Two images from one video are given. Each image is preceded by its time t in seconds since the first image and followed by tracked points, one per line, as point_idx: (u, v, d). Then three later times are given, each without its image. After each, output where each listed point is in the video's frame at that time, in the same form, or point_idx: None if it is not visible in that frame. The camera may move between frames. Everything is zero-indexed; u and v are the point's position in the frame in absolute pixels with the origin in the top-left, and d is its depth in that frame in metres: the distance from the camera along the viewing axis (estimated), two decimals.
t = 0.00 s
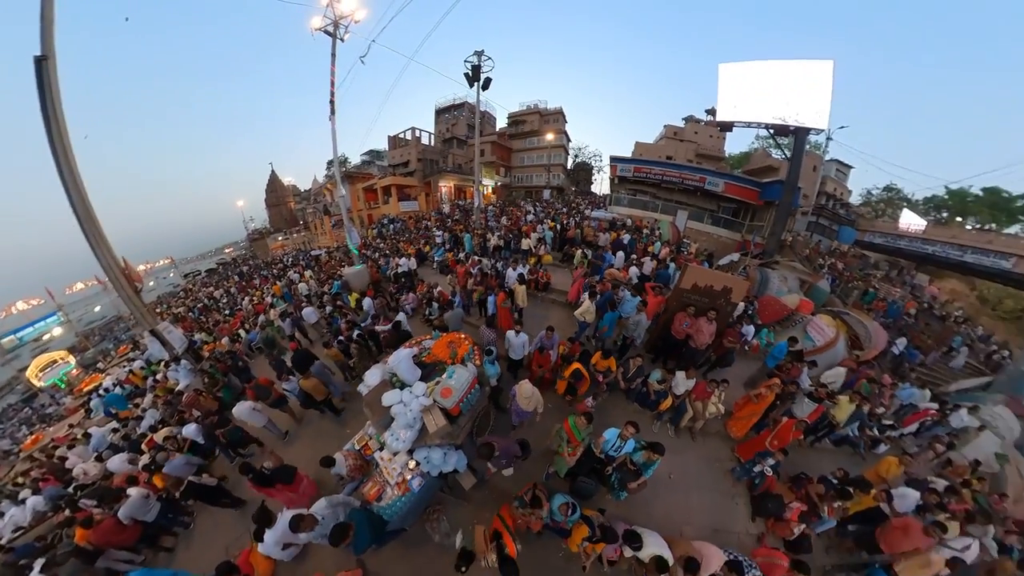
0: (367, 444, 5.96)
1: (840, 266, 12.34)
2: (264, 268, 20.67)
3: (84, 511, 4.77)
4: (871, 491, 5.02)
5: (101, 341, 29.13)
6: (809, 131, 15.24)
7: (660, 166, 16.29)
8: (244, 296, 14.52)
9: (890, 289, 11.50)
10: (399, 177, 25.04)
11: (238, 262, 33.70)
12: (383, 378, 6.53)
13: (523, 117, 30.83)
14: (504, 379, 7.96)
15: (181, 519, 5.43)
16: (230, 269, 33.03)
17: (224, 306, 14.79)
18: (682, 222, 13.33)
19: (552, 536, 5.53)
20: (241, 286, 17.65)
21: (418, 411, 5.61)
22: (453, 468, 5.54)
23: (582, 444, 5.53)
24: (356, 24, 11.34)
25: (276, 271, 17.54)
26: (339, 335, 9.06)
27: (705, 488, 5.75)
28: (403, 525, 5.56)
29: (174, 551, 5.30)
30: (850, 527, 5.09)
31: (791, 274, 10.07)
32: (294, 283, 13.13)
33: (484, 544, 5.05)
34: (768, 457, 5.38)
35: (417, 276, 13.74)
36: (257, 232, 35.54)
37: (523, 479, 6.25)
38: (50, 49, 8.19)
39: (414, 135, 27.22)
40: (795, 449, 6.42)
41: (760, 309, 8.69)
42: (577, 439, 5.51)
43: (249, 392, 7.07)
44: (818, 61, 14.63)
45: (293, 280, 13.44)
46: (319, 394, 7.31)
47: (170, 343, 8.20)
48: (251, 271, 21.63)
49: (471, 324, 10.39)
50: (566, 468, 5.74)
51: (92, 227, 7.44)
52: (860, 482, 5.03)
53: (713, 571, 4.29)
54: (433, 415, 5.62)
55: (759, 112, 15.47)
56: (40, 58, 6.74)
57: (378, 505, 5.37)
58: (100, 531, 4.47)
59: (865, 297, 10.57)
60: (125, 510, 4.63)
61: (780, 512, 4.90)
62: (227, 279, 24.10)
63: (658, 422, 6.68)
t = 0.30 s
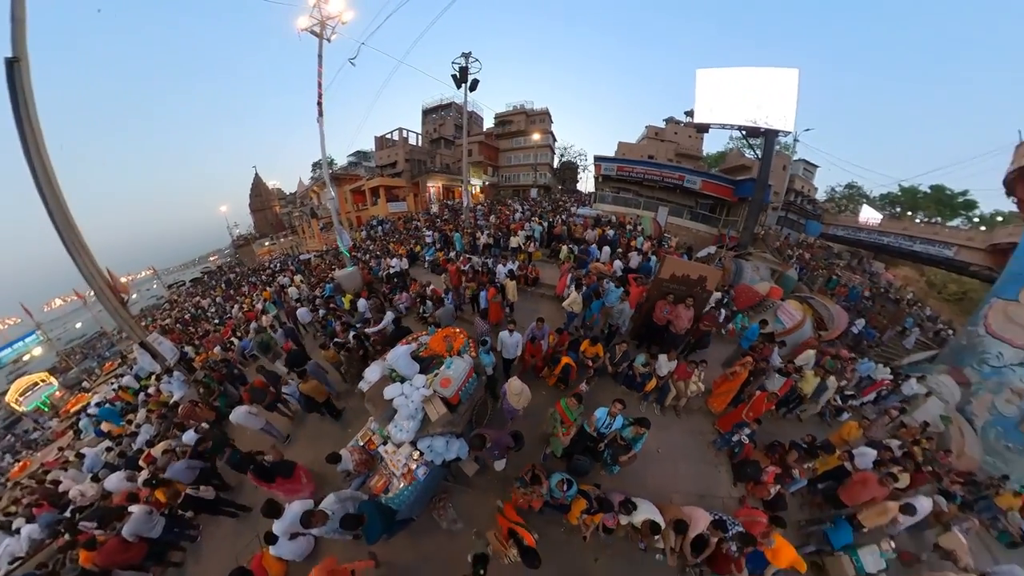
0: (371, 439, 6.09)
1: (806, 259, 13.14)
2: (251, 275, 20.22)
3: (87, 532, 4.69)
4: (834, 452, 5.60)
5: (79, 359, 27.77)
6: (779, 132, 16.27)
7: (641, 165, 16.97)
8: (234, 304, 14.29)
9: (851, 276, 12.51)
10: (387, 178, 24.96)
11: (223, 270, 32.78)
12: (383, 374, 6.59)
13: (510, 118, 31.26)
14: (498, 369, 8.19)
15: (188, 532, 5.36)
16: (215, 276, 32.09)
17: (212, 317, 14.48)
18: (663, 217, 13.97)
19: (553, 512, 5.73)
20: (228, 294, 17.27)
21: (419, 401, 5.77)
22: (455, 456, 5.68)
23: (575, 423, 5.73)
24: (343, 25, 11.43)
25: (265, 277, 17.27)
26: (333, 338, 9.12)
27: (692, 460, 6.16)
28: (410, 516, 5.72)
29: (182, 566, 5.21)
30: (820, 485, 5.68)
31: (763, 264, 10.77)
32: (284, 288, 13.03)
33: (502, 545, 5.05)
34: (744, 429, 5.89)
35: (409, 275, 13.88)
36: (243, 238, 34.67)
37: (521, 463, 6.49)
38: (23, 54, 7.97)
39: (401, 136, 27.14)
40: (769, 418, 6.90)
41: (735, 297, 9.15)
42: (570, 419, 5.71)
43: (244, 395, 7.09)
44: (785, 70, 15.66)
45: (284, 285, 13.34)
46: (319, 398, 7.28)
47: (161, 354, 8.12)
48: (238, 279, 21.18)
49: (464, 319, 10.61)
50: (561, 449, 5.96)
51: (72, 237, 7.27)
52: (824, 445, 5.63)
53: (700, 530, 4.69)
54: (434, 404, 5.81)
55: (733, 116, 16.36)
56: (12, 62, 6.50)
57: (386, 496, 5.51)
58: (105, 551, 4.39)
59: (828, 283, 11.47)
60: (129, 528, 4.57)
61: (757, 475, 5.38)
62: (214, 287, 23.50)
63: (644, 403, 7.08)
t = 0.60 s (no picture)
0: (375, 431, 6.29)
1: (776, 247, 14.36)
2: (237, 283, 19.84)
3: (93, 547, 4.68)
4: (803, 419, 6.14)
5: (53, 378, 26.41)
6: (751, 133, 17.25)
7: (624, 164, 17.64)
8: (223, 312, 14.08)
9: (817, 265, 13.49)
10: (374, 179, 24.92)
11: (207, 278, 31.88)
12: (382, 369, 6.85)
13: (496, 118, 31.63)
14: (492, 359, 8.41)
15: (195, 543, 5.34)
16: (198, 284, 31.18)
17: (200, 326, 14.17)
18: (645, 213, 14.61)
19: (553, 489, 5.92)
20: (214, 303, 16.87)
21: (419, 391, 6.01)
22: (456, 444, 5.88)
23: (566, 402, 5.82)
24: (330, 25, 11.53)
25: (253, 284, 17.01)
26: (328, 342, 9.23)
27: (676, 433, 6.46)
28: (417, 504, 5.77)
29: None
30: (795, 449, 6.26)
31: (738, 255, 11.47)
32: (275, 293, 12.93)
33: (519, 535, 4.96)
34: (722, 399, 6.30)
35: (401, 275, 14.04)
36: (229, 245, 33.80)
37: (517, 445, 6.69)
38: None
39: (388, 136, 27.06)
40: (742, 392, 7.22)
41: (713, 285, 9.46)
42: (562, 399, 5.77)
43: (244, 395, 7.08)
44: (755, 75, 16.72)
45: (275, 290, 13.26)
46: (319, 399, 7.29)
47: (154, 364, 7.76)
48: (225, 286, 20.71)
49: (457, 315, 10.87)
50: (555, 427, 6.04)
51: (50, 244, 7.03)
52: (795, 414, 6.19)
53: (687, 494, 4.96)
54: (433, 392, 6.05)
55: (711, 117, 17.18)
56: None
57: (392, 485, 5.60)
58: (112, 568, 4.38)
59: (797, 272, 12.34)
60: (134, 543, 4.55)
61: (737, 443, 5.78)
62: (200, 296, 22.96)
63: (632, 382, 7.30)
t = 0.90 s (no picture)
0: (375, 424, 6.35)
1: (751, 239, 15.28)
2: (224, 292, 19.37)
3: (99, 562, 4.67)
4: (775, 392, 6.65)
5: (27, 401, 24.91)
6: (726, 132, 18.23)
7: (607, 162, 18.26)
8: (213, 322, 13.81)
9: (787, 255, 14.46)
10: (362, 181, 24.82)
11: (190, 288, 30.63)
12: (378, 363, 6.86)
13: (483, 118, 31.86)
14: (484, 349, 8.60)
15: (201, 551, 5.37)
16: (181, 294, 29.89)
17: (187, 336, 13.75)
18: (628, 209, 15.21)
19: (549, 470, 6.24)
20: (201, 314, 16.34)
21: (416, 380, 6.22)
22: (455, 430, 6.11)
23: (556, 385, 5.75)
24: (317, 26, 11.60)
25: (242, 292, 16.64)
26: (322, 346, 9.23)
27: (660, 410, 6.62)
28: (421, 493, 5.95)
29: None
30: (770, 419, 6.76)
31: (715, 246, 12.14)
32: (265, 300, 12.71)
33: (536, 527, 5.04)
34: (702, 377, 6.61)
35: (393, 275, 14.12)
36: (213, 254, 32.52)
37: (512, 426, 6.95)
38: None
39: (375, 137, 26.85)
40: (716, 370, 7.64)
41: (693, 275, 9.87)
42: (552, 383, 5.73)
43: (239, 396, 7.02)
44: (729, 78, 17.69)
45: (266, 297, 13.13)
46: (318, 401, 7.39)
47: (145, 378, 7.75)
48: (212, 296, 20.16)
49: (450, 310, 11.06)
50: (547, 411, 5.85)
51: (28, 253, 6.28)
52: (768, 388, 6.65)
53: (673, 464, 5.04)
54: (429, 380, 6.29)
55: (688, 118, 18.01)
56: None
57: (395, 475, 5.68)
58: None
59: (769, 262, 13.20)
60: (139, 558, 4.60)
61: (718, 417, 5.88)
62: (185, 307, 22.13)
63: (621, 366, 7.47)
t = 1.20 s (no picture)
0: (372, 418, 6.45)
1: (731, 232, 15.97)
2: (210, 301, 18.82)
3: None
4: (754, 372, 7.06)
5: None
6: (707, 131, 18.94)
7: (593, 160, 18.70)
8: (202, 332, 13.44)
9: (765, 247, 15.21)
10: (350, 182, 24.65)
11: (174, 298, 29.47)
12: (373, 357, 7.09)
13: (471, 117, 32.06)
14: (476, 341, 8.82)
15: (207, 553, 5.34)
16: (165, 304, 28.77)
17: (174, 346, 13.34)
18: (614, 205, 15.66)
19: (543, 455, 6.50)
20: (188, 325, 15.84)
21: (410, 371, 6.38)
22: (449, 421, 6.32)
23: (545, 371, 5.86)
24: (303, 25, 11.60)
25: (230, 300, 16.27)
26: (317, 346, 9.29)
27: (646, 394, 6.87)
28: (420, 484, 6.07)
29: None
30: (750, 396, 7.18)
31: (696, 239, 12.65)
32: (255, 307, 12.51)
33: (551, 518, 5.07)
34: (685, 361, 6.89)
35: (385, 275, 14.13)
36: (198, 262, 31.35)
37: (505, 414, 7.15)
38: None
39: (362, 137, 26.62)
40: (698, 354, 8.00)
41: (676, 267, 10.17)
42: (542, 369, 5.85)
43: (232, 396, 6.87)
44: (708, 79, 18.37)
45: (256, 302, 12.92)
46: (314, 403, 7.39)
47: (136, 392, 7.61)
48: (198, 305, 19.58)
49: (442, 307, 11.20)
50: (538, 396, 5.92)
51: (7, 264, 6.18)
52: (749, 368, 7.04)
53: (661, 442, 5.11)
54: (422, 371, 6.46)
55: (670, 117, 18.61)
56: None
57: (394, 466, 5.78)
58: None
59: (748, 252, 13.86)
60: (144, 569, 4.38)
61: (701, 397, 6.14)
62: (170, 316, 21.36)
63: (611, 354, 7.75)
